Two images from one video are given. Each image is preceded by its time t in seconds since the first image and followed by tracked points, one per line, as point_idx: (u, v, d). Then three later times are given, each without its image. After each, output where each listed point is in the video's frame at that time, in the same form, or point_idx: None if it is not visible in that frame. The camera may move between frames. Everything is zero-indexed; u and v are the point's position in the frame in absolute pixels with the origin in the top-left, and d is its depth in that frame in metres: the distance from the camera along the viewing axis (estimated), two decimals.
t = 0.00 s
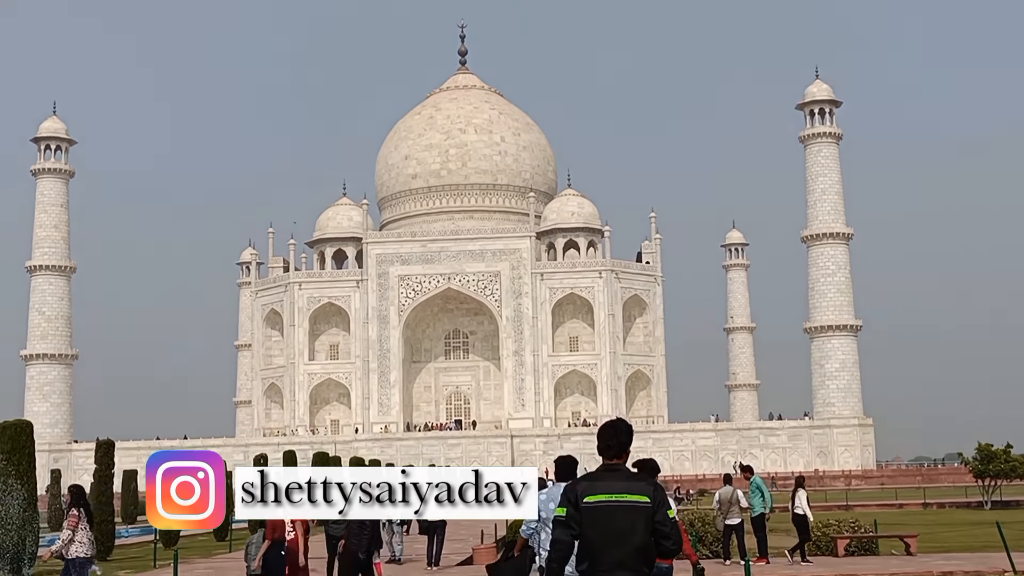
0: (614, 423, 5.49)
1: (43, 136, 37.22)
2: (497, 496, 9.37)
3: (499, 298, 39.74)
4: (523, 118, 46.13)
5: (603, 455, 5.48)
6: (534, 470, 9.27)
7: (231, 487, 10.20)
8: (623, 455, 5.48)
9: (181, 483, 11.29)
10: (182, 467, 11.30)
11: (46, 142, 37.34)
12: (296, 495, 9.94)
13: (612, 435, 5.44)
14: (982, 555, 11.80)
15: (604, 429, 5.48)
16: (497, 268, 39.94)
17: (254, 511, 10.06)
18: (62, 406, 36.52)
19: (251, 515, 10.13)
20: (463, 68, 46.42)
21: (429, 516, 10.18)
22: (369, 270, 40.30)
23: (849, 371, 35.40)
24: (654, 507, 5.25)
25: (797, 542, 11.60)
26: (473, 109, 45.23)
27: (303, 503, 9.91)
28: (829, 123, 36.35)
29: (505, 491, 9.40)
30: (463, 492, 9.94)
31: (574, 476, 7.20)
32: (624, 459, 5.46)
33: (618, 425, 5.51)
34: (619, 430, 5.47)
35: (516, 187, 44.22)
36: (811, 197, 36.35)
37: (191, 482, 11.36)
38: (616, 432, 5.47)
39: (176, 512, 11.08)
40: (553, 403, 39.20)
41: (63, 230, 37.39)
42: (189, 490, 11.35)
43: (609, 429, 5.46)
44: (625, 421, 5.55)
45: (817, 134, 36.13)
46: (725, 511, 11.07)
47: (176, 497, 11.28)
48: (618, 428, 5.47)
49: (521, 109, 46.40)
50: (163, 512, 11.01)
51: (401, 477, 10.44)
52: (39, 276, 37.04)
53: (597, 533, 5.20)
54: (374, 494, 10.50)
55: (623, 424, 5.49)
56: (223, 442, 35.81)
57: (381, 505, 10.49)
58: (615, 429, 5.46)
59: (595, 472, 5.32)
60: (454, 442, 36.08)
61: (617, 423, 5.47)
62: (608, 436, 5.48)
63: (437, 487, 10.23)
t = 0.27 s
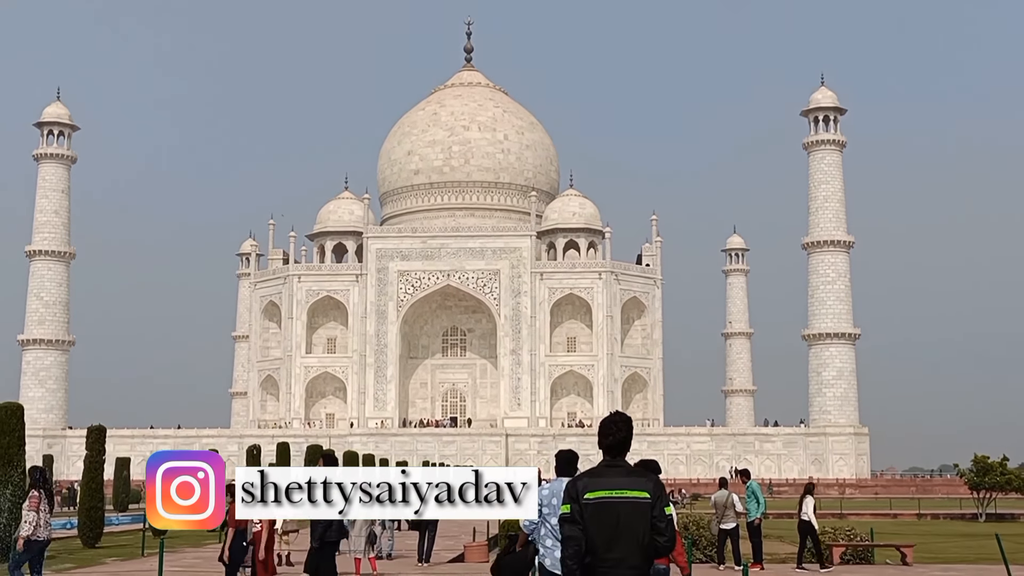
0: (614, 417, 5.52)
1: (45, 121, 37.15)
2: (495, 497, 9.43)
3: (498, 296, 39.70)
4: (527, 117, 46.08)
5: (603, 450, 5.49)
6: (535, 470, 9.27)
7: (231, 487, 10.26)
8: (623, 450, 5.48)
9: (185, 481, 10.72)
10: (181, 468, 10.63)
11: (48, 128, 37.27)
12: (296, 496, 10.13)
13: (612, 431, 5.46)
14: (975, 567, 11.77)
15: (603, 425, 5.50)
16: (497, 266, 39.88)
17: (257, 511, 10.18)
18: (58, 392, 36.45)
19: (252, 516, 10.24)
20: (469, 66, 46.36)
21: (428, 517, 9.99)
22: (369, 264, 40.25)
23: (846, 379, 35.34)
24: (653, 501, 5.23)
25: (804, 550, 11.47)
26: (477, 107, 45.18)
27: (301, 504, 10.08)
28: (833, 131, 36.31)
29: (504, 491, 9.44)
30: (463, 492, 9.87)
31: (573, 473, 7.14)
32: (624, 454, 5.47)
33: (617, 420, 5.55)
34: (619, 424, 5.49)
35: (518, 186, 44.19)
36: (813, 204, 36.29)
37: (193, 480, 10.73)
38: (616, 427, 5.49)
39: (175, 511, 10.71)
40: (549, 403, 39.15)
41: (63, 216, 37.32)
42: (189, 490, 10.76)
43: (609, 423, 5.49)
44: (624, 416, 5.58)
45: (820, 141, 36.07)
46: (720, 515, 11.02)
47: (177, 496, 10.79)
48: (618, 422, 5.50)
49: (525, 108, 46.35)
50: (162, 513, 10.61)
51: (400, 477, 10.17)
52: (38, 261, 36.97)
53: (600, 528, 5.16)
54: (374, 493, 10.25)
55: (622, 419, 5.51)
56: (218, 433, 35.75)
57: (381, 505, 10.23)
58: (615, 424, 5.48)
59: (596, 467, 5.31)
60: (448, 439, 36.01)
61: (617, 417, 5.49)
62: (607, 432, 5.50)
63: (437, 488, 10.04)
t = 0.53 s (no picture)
0: (620, 421, 5.39)
1: (47, 117, 37.10)
2: (497, 497, 9.35)
3: (499, 296, 39.64)
4: (530, 117, 46.01)
5: (609, 453, 5.40)
6: (535, 470, 9.29)
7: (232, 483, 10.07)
8: (628, 453, 5.38)
9: (184, 482, 10.62)
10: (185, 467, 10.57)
11: (50, 123, 37.23)
12: (296, 496, 9.97)
13: (618, 435, 5.35)
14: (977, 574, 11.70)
15: (608, 428, 5.40)
16: (498, 266, 39.82)
17: (259, 511, 9.91)
18: (57, 388, 36.39)
19: (252, 515, 9.94)
20: (472, 65, 46.31)
21: (429, 516, 9.91)
22: (370, 263, 40.18)
23: (846, 383, 35.26)
24: (654, 506, 5.21)
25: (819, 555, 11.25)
26: (480, 107, 45.11)
27: (301, 505, 9.95)
28: (836, 134, 36.25)
29: (505, 491, 9.37)
30: (463, 492, 9.81)
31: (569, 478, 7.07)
32: (630, 458, 5.38)
33: (623, 423, 5.41)
34: (624, 429, 5.37)
35: (521, 186, 44.12)
36: (816, 207, 36.23)
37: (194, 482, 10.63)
38: (622, 431, 5.37)
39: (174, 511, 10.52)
40: (549, 404, 39.09)
41: (64, 211, 37.26)
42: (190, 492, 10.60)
43: (614, 428, 5.36)
44: (631, 418, 5.43)
45: (823, 144, 36.01)
46: (720, 519, 10.94)
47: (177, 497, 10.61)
48: (623, 426, 5.38)
49: (528, 108, 46.29)
50: (162, 512, 10.38)
51: (400, 477, 10.08)
52: (39, 257, 36.91)
53: (600, 536, 5.18)
54: (374, 493, 10.16)
55: (629, 422, 5.39)
56: (217, 430, 35.69)
57: (381, 505, 10.14)
58: (621, 429, 5.36)
59: (599, 474, 5.28)
60: (448, 439, 35.95)
61: (623, 422, 5.37)
62: (613, 435, 5.39)
63: (437, 487, 9.98)
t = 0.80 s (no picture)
0: (622, 422, 5.44)
1: (40, 117, 36.97)
2: (496, 497, 9.13)
3: (493, 296, 39.56)
4: (524, 117, 45.93)
5: (611, 453, 5.46)
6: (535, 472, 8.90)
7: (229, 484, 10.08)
8: (630, 454, 5.45)
9: (184, 482, 9.96)
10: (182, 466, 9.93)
11: (43, 123, 37.10)
12: (296, 495, 10.03)
13: (621, 435, 5.40)
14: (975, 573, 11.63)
15: (610, 428, 5.44)
16: (493, 266, 39.74)
17: (259, 511, 10.04)
18: (50, 389, 36.28)
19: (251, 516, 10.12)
20: (466, 65, 46.23)
21: (429, 516, 9.79)
22: (364, 263, 40.08)
23: (842, 382, 35.21)
24: (655, 507, 5.30)
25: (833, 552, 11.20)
26: (475, 107, 45.04)
27: (301, 504, 10.01)
28: (831, 133, 36.21)
29: (505, 491, 9.12)
30: (463, 492, 9.68)
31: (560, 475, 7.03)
32: (632, 458, 5.44)
33: (626, 423, 5.46)
34: (627, 429, 5.42)
35: (515, 185, 44.04)
36: (811, 206, 36.19)
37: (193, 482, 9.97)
38: (625, 431, 5.42)
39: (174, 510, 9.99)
40: (544, 403, 39.01)
41: (57, 212, 37.14)
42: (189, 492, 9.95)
43: (617, 429, 5.42)
44: (634, 418, 5.48)
45: (818, 143, 35.96)
46: (715, 518, 10.85)
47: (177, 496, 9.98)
48: (626, 426, 5.42)
49: (523, 108, 46.21)
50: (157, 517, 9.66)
51: (399, 477, 9.99)
52: (31, 257, 36.79)
53: (600, 536, 5.29)
54: (374, 493, 10.09)
55: (631, 421, 5.43)
56: (211, 431, 35.57)
57: (381, 505, 10.09)
58: (623, 429, 5.41)
59: (600, 474, 5.36)
60: (442, 439, 35.86)
61: (625, 423, 5.41)
62: (617, 435, 5.44)
63: (437, 487, 9.81)
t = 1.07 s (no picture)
0: (630, 422, 5.65)
1: (37, 118, 36.89)
2: (496, 496, 8.97)
3: (492, 297, 39.50)
4: (523, 117, 45.88)
5: (619, 453, 5.67)
6: (535, 471, 8.84)
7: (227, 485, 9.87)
8: (638, 453, 5.66)
9: (184, 481, 9.94)
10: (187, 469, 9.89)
11: (40, 124, 37.01)
12: (296, 495, 9.97)
13: (630, 435, 5.61)
14: None
15: (619, 428, 5.65)
16: (491, 267, 39.68)
17: (256, 511, 9.61)
18: (47, 390, 36.19)
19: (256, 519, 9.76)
20: (464, 66, 46.17)
21: (428, 516, 9.78)
22: (362, 264, 40.00)
23: (840, 383, 35.14)
24: (666, 508, 5.47)
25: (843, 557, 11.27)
26: (473, 107, 44.98)
27: (301, 504, 9.93)
28: (829, 134, 36.16)
29: (504, 491, 9.00)
30: (463, 492, 9.64)
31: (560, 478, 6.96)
32: (639, 458, 5.65)
33: (634, 424, 5.66)
34: (635, 429, 5.64)
35: (513, 186, 43.98)
36: (809, 207, 36.13)
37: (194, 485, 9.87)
38: (633, 432, 5.64)
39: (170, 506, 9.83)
40: (542, 405, 38.94)
41: (54, 212, 37.05)
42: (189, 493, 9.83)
43: (626, 429, 5.63)
44: (641, 419, 5.70)
45: (817, 144, 35.91)
46: (715, 522, 10.78)
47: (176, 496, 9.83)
48: (634, 426, 5.64)
49: (521, 109, 46.14)
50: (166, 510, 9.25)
51: (400, 477, 10.11)
52: (29, 258, 36.69)
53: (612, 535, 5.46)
54: (374, 493, 10.22)
55: (639, 422, 5.65)
56: (208, 432, 35.45)
57: (381, 504, 10.21)
58: (631, 429, 5.63)
59: (611, 473, 5.54)
60: (440, 441, 35.78)
61: (632, 423, 5.63)
62: (625, 435, 5.65)
63: (437, 487, 9.83)
